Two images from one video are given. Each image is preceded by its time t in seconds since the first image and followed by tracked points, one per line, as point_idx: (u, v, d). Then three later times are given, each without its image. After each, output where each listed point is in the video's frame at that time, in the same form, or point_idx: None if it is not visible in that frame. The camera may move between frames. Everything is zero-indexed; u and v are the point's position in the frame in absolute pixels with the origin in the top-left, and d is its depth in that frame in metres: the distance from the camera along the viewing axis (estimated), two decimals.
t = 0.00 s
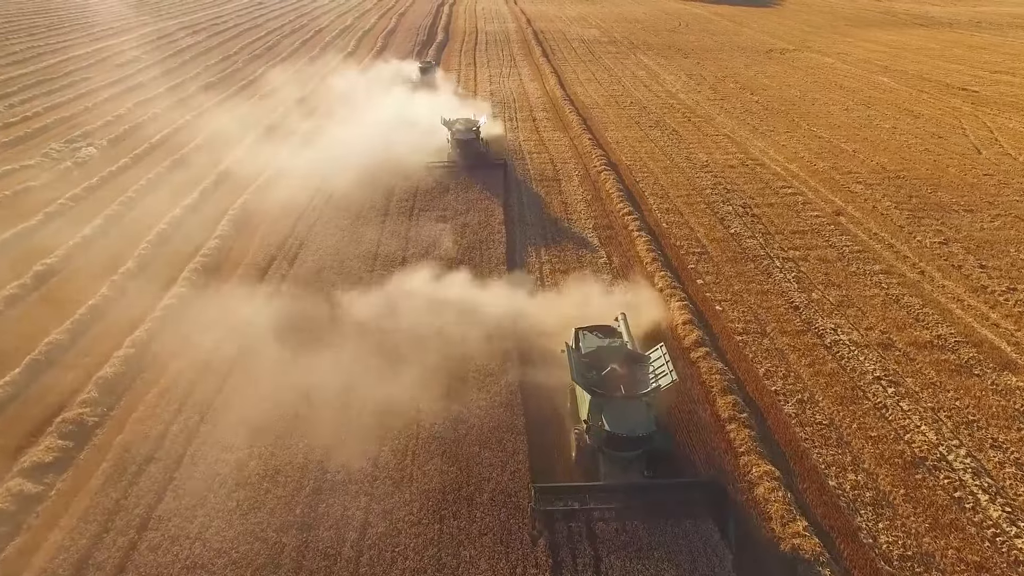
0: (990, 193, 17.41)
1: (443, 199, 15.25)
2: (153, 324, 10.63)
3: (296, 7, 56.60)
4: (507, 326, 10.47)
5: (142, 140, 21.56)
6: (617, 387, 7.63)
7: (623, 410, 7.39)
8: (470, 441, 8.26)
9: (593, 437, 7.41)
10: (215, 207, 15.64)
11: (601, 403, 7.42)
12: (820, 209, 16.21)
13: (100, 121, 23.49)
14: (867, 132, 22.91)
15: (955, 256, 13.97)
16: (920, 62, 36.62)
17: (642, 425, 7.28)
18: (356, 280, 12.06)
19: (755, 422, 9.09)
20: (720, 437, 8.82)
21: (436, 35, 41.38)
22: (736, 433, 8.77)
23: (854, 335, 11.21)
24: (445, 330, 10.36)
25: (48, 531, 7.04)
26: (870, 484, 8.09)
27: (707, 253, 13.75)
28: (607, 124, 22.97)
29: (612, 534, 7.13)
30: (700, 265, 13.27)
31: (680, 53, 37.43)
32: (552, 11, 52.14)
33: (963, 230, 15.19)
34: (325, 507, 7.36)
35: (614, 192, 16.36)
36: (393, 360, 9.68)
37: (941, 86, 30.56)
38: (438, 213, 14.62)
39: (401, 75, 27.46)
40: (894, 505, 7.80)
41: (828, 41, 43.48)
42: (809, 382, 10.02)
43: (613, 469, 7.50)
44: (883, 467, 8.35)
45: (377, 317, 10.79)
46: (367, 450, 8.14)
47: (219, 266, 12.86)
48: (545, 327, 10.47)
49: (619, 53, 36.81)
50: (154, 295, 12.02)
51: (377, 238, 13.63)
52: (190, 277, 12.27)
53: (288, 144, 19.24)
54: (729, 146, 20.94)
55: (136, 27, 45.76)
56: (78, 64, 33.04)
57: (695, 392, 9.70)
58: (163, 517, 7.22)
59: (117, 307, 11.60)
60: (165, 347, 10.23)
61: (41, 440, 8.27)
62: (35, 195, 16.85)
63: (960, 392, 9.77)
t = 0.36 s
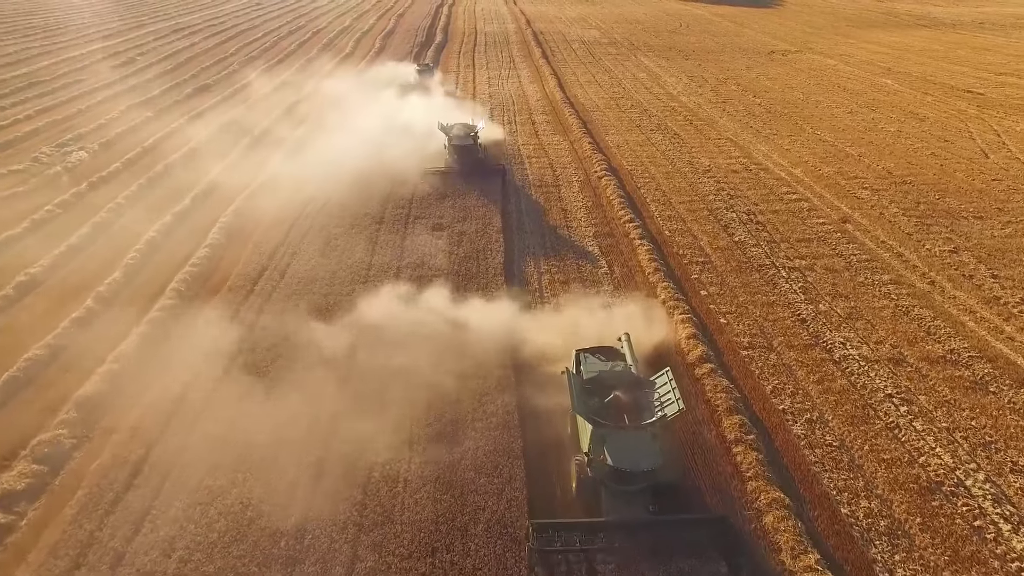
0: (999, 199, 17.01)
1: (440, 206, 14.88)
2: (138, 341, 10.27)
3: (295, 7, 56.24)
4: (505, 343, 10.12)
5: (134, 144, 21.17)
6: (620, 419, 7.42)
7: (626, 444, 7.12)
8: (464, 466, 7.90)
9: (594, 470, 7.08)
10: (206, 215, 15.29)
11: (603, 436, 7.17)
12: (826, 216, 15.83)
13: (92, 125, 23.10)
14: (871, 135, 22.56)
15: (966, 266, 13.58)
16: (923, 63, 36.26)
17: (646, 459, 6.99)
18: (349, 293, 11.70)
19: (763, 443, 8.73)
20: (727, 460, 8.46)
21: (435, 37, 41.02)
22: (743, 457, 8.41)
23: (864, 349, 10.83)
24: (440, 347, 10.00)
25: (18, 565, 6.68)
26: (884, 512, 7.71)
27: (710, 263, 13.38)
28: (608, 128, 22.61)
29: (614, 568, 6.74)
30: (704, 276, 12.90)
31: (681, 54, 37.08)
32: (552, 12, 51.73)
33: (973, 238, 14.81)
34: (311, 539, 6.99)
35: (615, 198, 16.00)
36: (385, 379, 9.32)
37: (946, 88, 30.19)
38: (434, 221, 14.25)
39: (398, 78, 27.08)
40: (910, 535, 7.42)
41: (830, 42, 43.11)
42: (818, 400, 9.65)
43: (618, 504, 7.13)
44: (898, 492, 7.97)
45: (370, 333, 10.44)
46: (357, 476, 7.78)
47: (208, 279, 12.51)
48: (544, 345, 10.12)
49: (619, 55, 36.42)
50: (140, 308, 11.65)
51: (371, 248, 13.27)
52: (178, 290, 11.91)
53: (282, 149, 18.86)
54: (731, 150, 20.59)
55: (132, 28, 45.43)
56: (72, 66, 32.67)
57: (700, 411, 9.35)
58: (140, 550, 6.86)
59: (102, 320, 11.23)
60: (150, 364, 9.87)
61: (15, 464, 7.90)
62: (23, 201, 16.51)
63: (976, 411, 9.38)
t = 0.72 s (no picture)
0: (1010, 205, 16.62)
1: (437, 214, 14.52)
2: (122, 358, 9.92)
3: (293, 7, 55.82)
4: (502, 361, 9.77)
5: (126, 147, 20.81)
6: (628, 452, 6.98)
7: (635, 483, 6.70)
8: (459, 494, 7.56)
9: (598, 509, 6.72)
10: (197, 222, 14.93)
11: (609, 474, 6.76)
12: (832, 223, 15.47)
13: (85, 127, 22.74)
14: (877, 139, 22.19)
15: (978, 276, 13.20)
16: (927, 64, 35.87)
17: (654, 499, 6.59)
18: (341, 306, 11.35)
19: (771, 467, 8.38)
20: (734, 486, 8.11)
21: (434, 37, 40.62)
22: (751, 482, 8.07)
23: (874, 365, 10.46)
24: (436, 365, 9.65)
25: None
26: (901, 543, 7.34)
27: (714, 273, 13.02)
28: (608, 131, 22.24)
29: None
30: (708, 287, 12.55)
31: (682, 55, 36.71)
32: (552, 13, 51.35)
33: (984, 246, 14.42)
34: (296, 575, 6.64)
35: (616, 205, 15.64)
36: (377, 400, 8.98)
37: (951, 90, 29.80)
38: (430, 229, 13.89)
39: (395, 80, 26.71)
40: (929, 570, 7.05)
41: (833, 43, 42.71)
42: (828, 419, 9.27)
43: (625, 542, 6.80)
44: (915, 521, 7.59)
45: (363, 348, 10.10)
46: (346, 505, 7.44)
47: (197, 290, 12.16)
48: (542, 362, 9.79)
49: (620, 56, 36.03)
50: (125, 320, 11.29)
51: (366, 258, 12.91)
52: (165, 303, 11.56)
53: (276, 153, 18.49)
54: (735, 154, 20.22)
55: (129, 28, 45.05)
56: (66, 67, 32.30)
57: (706, 432, 8.99)
58: None
59: (86, 333, 10.87)
60: (134, 382, 9.52)
61: None
62: (10, 207, 16.14)
63: (994, 431, 9.00)
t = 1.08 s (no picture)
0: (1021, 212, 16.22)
1: (433, 222, 14.15)
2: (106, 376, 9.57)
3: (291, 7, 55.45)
4: (499, 382, 9.41)
5: (118, 151, 20.43)
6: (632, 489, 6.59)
7: (639, 525, 6.35)
8: (454, 525, 7.21)
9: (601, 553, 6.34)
10: (188, 231, 14.57)
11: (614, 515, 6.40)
12: (839, 231, 15.09)
13: (77, 130, 22.36)
14: (882, 143, 21.82)
15: (991, 286, 12.81)
16: (931, 66, 35.51)
17: (660, 543, 6.24)
18: (335, 321, 10.99)
19: (782, 494, 8.01)
20: (743, 514, 7.74)
21: (433, 38, 40.24)
22: (760, 510, 7.71)
23: (887, 381, 10.07)
24: (431, 386, 9.29)
25: None
26: None
27: (719, 284, 12.64)
28: (610, 134, 21.88)
29: None
30: (714, 299, 12.18)
31: (684, 56, 36.35)
32: (552, 13, 50.97)
33: (996, 255, 14.04)
34: None
35: (618, 211, 15.27)
36: (370, 424, 8.61)
37: (957, 91, 29.42)
38: (427, 239, 13.51)
39: (393, 82, 26.32)
40: None
41: (835, 43, 42.34)
42: (840, 441, 8.89)
43: None
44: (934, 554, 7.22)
45: (356, 366, 9.74)
46: (336, 535, 7.09)
47: (186, 304, 11.81)
48: (541, 383, 9.43)
49: (621, 57, 35.63)
50: (111, 334, 10.93)
51: (360, 268, 12.53)
52: (153, 317, 11.21)
53: (270, 158, 18.11)
54: (738, 159, 19.85)
55: (125, 29, 44.70)
56: (60, 69, 31.93)
57: (713, 455, 8.62)
58: None
59: (69, 348, 10.50)
60: (117, 403, 9.17)
61: None
62: None
63: (1014, 454, 8.61)
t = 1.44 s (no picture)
0: None
1: (431, 230, 13.83)
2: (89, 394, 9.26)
3: (290, 8, 55.12)
4: (499, 402, 9.10)
5: (111, 154, 20.09)
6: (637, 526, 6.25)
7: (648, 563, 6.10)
8: (451, 556, 6.91)
9: None
10: (180, 239, 14.25)
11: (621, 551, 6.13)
12: (846, 239, 14.76)
13: (70, 134, 22.02)
14: (888, 147, 21.49)
15: (1005, 296, 12.46)
16: (935, 67, 35.18)
17: None
18: (328, 334, 10.65)
19: (793, 522, 7.69)
20: (753, 542, 7.43)
21: (433, 39, 39.92)
22: (770, 539, 7.40)
23: (899, 397, 9.73)
24: (427, 405, 8.98)
25: None
26: None
27: (724, 295, 12.32)
28: (611, 137, 21.56)
29: None
30: (720, 311, 11.86)
31: (685, 58, 36.02)
32: (553, 14, 50.65)
33: (1008, 264, 13.69)
34: None
35: (620, 218, 14.95)
36: (363, 446, 8.29)
37: (962, 94, 29.09)
38: (425, 248, 13.18)
39: (392, 85, 25.98)
40: None
41: (838, 45, 42.02)
42: (852, 462, 8.55)
43: None
44: None
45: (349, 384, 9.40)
46: (326, 566, 6.80)
47: (176, 316, 11.47)
48: (542, 403, 9.12)
49: (622, 59, 35.28)
50: (97, 347, 10.58)
51: (356, 278, 12.21)
52: (141, 330, 10.87)
53: (266, 163, 17.78)
54: (742, 163, 19.53)
55: (124, 30, 44.42)
56: (56, 70, 31.59)
57: (720, 478, 8.30)
58: None
59: (54, 362, 10.18)
60: (100, 420, 8.86)
61: None
62: None
63: None
